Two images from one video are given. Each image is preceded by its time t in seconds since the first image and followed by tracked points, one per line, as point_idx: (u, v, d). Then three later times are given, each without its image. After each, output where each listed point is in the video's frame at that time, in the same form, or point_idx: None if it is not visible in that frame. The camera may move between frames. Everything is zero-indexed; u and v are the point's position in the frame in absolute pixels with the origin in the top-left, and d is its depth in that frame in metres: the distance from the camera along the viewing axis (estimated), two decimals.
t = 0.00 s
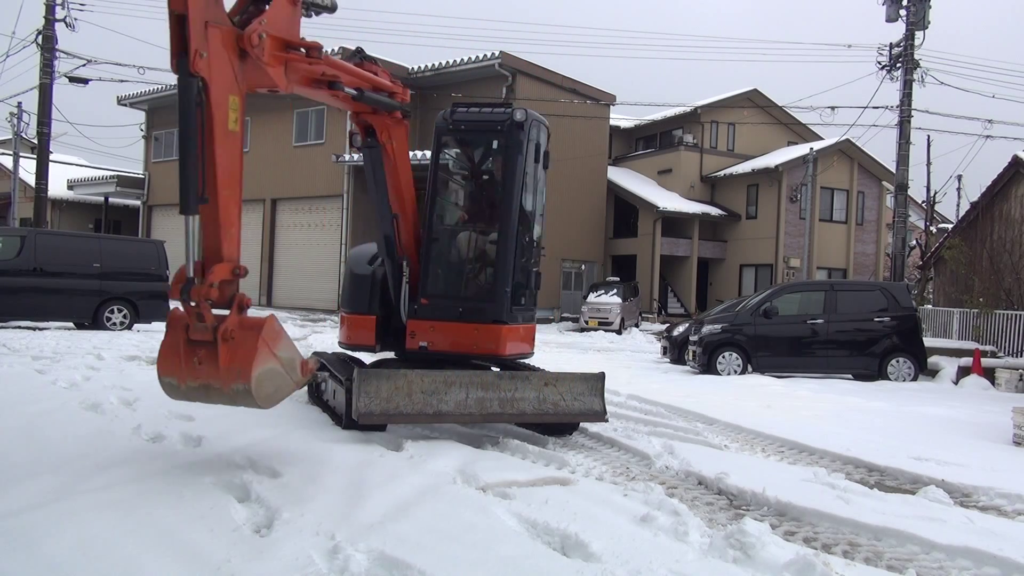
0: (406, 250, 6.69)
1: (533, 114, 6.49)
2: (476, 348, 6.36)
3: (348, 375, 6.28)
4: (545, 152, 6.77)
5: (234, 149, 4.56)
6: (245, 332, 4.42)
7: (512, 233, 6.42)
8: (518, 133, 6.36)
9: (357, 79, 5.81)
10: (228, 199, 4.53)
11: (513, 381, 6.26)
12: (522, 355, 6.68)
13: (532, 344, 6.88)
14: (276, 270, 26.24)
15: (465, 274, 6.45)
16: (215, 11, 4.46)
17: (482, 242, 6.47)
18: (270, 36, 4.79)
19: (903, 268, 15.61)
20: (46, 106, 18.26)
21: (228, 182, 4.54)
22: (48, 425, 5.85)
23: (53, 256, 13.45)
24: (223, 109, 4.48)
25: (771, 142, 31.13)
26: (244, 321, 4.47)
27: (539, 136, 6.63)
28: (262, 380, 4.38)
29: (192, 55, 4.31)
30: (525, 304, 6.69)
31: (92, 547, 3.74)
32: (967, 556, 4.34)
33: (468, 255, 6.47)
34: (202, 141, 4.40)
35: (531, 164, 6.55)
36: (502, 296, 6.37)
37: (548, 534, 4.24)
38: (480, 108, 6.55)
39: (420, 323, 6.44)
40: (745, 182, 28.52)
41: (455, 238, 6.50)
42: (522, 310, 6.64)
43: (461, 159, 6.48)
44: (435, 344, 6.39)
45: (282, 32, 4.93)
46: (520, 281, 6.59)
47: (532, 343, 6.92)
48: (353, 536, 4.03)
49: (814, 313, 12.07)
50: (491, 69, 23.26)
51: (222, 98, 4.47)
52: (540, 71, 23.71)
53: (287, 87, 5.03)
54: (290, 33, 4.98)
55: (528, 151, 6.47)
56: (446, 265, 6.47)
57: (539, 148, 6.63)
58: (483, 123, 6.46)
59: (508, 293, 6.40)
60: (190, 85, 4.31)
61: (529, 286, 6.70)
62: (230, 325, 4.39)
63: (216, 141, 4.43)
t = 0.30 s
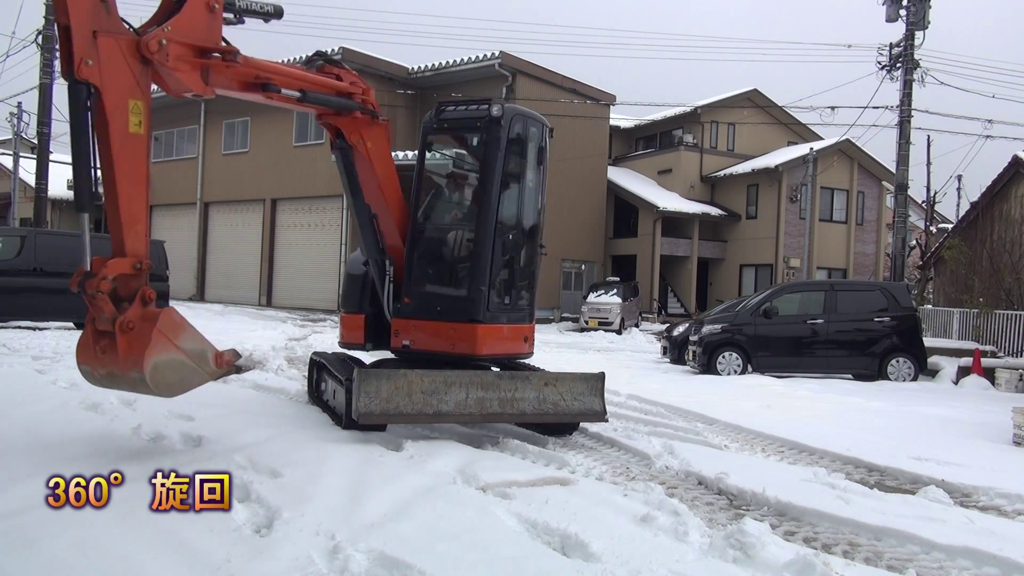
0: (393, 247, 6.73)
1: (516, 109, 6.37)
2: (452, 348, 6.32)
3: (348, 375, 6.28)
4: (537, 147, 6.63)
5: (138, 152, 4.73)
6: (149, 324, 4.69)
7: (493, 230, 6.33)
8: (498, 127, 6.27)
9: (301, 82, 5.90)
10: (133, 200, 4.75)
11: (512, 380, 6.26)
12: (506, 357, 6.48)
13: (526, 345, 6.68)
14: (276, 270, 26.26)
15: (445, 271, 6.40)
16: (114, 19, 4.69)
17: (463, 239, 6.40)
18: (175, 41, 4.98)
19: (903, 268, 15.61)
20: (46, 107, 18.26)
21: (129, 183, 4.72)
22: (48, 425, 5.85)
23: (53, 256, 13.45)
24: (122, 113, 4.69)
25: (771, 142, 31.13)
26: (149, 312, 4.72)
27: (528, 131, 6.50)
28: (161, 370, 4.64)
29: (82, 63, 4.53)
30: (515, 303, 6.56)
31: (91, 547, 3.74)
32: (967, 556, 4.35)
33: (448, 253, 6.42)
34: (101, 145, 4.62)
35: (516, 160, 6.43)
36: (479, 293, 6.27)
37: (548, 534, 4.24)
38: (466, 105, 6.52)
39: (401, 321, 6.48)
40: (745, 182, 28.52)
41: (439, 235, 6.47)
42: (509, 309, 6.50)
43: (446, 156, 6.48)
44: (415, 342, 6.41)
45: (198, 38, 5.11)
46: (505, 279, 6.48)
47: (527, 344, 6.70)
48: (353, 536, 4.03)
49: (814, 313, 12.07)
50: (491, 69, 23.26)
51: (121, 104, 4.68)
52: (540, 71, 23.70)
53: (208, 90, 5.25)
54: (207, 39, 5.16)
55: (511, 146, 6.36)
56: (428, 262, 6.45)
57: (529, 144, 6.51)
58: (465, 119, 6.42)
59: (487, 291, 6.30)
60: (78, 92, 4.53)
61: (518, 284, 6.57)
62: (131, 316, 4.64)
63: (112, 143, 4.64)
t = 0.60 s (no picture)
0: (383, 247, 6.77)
1: (492, 105, 6.30)
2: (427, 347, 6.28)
3: (348, 375, 6.28)
4: (522, 144, 6.52)
5: (72, 158, 4.93)
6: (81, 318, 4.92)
7: (466, 227, 6.26)
8: (471, 123, 6.22)
9: (261, 89, 5.88)
10: (68, 203, 4.95)
11: (511, 380, 6.25)
12: (487, 357, 6.37)
13: (512, 345, 6.54)
14: (276, 270, 26.26)
15: (423, 269, 6.39)
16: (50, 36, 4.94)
17: (438, 237, 6.36)
18: (112, 53, 5.14)
19: (903, 268, 15.61)
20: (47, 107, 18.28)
21: (61, 189, 4.91)
22: (48, 425, 5.85)
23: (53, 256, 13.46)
24: (54, 124, 4.92)
25: (771, 142, 31.12)
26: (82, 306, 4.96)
27: (509, 127, 6.41)
28: (87, 362, 4.87)
29: (14, 78, 4.80)
30: (496, 303, 6.45)
31: (90, 547, 3.74)
32: (966, 556, 4.35)
33: (426, 251, 6.41)
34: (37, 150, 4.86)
35: (494, 156, 6.36)
36: (450, 291, 6.21)
37: (548, 534, 4.24)
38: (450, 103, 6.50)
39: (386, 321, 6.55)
40: (745, 182, 28.52)
41: (419, 233, 6.48)
42: (489, 308, 6.40)
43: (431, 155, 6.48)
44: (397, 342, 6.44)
45: (139, 50, 5.25)
46: (483, 277, 6.41)
47: (514, 345, 6.56)
48: (353, 536, 4.03)
49: (814, 313, 12.07)
50: (491, 69, 23.27)
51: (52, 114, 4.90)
52: (540, 71, 23.69)
53: (154, 99, 5.37)
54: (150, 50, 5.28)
55: (487, 142, 6.30)
56: (411, 260, 6.47)
57: (510, 140, 6.42)
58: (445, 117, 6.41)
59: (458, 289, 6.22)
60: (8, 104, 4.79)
61: (499, 284, 6.46)
62: (63, 309, 4.89)
63: (46, 150, 4.87)
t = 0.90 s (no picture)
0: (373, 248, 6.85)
1: (465, 101, 6.25)
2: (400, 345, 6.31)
3: (348, 375, 6.28)
4: (502, 140, 6.43)
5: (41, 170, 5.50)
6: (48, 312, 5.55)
7: (437, 225, 6.24)
8: (442, 120, 6.19)
9: (231, 99, 6.04)
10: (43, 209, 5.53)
11: (511, 380, 6.25)
12: (461, 357, 6.35)
13: (493, 346, 6.45)
14: (276, 270, 26.26)
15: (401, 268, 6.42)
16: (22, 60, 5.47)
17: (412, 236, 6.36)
18: (79, 72, 5.56)
19: (903, 268, 15.62)
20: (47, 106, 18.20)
21: (36, 197, 5.50)
22: (49, 425, 5.85)
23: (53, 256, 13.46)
24: (29, 137, 5.49)
25: (771, 142, 31.12)
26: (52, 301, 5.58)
27: (485, 123, 6.35)
28: (50, 351, 5.51)
29: None
30: (474, 303, 6.40)
31: (90, 547, 3.74)
32: (966, 556, 4.35)
33: (404, 250, 6.43)
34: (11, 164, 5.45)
35: (469, 153, 6.32)
36: (420, 290, 6.18)
37: (548, 534, 4.24)
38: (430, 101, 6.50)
39: (374, 319, 6.64)
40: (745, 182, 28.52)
41: (399, 232, 6.52)
42: (465, 307, 6.36)
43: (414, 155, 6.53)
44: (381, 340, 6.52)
45: (106, 68, 5.63)
46: (459, 276, 6.36)
47: (495, 345, 6.47)
48: (354, 536, 4.03)
49: (814, 313, 12.07)
50: (491, 69, 23.27)
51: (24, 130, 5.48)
52: (539, 71, 23.68)
53: (124, 112, 5.80)
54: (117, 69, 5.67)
55: (460, 138, 6.25)
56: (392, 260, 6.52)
57: (486, 136, 6.35)
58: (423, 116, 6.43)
59: (430, 288, 6.21)
60: None
61: (476, 283, 6.40)
62: (35, 303, 5.51)
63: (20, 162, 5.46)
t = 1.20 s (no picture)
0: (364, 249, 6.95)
1: (438, 98, 6.29)
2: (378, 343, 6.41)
3: (347, 375, 6.28)
4: (479, 137, 6.38)
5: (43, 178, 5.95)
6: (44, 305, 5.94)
7: (407, 222, 6.28)
8: (415, 118, 6.27)
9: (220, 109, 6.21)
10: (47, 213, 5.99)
11: (511, 380, 6.26)
12: (435, 356, 6.35)
13: (469, 344, 6.38)
14: (276, 270, 26.25)
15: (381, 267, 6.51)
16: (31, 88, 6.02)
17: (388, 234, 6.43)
18: (78, 92, 6.04)
19: (903, 268, 15.61)
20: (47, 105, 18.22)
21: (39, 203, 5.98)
22: (49, 425, 5.85)
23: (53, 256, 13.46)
24: (34, 151, 5.99)
25: (771, 142, 31.12)
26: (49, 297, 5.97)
27: (461, 119, 6.33)
28: (47, 343, 5.92)
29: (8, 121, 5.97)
30: (448, 301, 6.37)
31: (90, 547, 3.74)
32: (966, 556, 4.35)
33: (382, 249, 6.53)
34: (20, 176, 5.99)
35: (441, 150, 6.34)
36: (389, 287, 6.25)
37: (548, 534, 4.24)
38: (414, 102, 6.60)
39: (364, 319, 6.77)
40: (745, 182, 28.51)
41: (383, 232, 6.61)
42: (437, 306, 6.35)
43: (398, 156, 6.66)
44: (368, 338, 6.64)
45: (101, 88, 6.09)
46: (433, 275, 6.36)
47: (471, 344, 6.38)
48: (353, 537, 4.02)
49: (814, 313, 12.07)
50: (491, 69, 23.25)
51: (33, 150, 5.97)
52: (539, 71, 23.67)
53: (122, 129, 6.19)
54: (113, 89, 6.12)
55: (433, 136, 6.29)
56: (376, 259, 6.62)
57: (461, 133, 6.34)
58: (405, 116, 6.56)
59: (399, 286, 6.26)
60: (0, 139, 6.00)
61: (449, 282, 6.36)
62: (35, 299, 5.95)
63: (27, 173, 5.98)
